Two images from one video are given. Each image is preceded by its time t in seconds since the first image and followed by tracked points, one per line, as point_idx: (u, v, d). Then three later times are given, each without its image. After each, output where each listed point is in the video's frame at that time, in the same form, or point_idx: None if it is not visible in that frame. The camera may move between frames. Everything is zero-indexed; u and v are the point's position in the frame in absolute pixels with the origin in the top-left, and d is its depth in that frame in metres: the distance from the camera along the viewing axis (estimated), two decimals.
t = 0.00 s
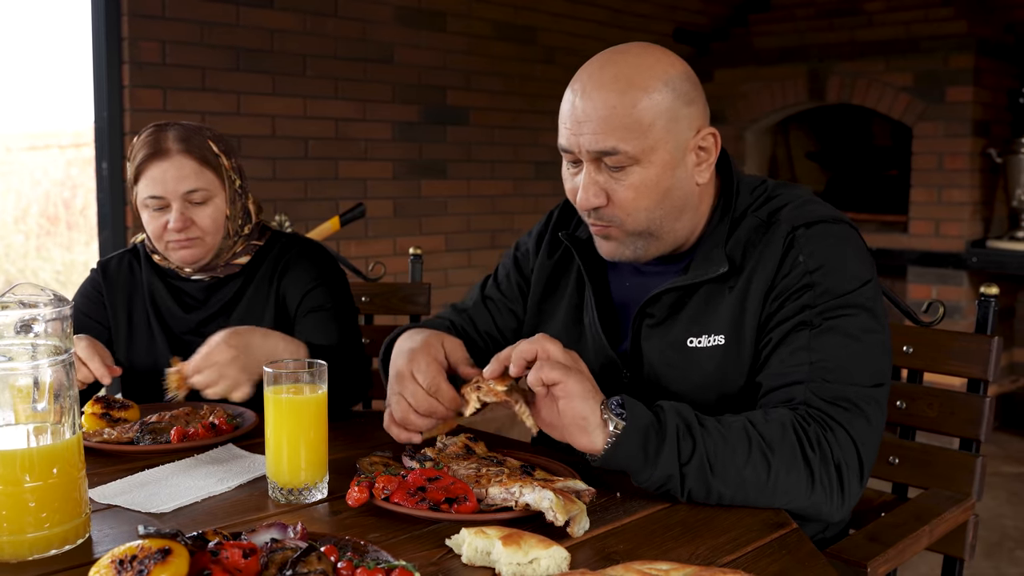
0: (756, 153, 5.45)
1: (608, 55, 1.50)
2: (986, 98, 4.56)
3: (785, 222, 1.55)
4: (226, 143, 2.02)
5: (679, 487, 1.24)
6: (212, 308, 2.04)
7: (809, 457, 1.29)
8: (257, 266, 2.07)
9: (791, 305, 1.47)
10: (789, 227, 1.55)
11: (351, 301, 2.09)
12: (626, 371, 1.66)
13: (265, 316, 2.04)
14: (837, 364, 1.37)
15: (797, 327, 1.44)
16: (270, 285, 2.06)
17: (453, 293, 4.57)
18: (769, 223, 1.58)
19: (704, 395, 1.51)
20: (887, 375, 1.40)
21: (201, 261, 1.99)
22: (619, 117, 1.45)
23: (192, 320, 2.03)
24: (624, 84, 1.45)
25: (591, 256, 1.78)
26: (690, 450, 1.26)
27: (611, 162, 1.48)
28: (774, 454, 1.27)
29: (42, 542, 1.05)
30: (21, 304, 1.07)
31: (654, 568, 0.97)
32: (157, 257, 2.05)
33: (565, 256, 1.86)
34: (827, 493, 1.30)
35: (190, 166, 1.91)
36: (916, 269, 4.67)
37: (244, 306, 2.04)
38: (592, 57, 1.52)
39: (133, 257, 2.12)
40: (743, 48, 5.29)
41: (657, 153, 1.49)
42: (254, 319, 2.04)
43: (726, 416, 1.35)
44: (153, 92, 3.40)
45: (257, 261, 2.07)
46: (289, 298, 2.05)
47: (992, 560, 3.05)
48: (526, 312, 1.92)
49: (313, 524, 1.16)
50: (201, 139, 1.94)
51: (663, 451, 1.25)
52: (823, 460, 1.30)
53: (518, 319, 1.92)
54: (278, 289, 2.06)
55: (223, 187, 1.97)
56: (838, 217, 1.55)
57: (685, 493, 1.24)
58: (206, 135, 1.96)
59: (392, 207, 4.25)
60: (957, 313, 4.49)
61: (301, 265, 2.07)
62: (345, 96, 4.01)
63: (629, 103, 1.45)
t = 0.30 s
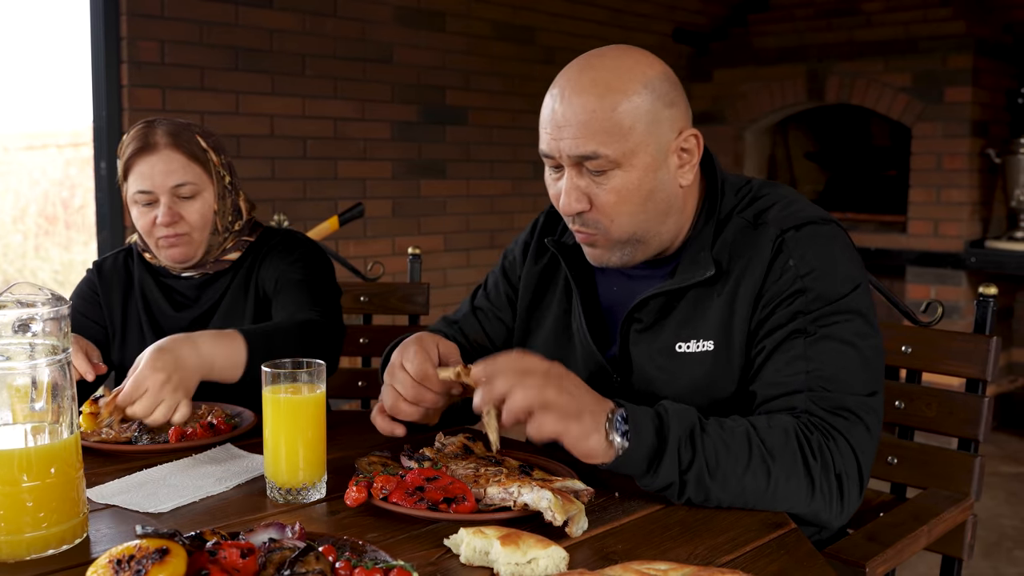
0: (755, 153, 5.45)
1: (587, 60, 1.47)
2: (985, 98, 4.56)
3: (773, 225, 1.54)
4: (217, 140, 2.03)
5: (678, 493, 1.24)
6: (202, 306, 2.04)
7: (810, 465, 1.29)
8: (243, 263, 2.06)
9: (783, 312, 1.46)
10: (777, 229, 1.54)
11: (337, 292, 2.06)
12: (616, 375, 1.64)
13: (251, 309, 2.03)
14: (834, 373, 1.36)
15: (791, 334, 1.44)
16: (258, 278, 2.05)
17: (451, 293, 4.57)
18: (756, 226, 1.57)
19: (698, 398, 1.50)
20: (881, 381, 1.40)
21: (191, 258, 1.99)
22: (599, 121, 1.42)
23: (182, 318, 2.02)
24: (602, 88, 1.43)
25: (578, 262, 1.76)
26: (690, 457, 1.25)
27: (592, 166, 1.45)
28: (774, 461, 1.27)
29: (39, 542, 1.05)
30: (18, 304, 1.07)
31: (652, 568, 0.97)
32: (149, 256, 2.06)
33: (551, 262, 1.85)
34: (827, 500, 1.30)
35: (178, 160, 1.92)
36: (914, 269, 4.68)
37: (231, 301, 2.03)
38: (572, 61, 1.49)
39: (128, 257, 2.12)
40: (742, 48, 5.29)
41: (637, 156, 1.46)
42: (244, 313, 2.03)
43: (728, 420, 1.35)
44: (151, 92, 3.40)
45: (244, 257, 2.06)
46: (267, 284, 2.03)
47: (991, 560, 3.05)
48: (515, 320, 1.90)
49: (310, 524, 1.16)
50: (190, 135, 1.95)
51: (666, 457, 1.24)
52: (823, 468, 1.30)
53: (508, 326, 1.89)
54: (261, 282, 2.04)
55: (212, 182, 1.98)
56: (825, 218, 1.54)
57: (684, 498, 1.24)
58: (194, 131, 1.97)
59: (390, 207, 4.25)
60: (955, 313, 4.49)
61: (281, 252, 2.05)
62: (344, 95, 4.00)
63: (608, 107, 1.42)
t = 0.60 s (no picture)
0: (753, 154, 5.45)
1: (568, 66, 1.44)
2: (983, 98, 4.56)
3: (764, 227, 1.53)
4: (201, 139, 2.02)
5: (678, 494, 1.24)
6: (192, 306, 2.03)
7: (813, 469, 1.29)
8: (233, 263, 2.06)
9: (778, 316, 1.45)
10: (768, 231, 1.53)
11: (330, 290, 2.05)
12: (607, 378, 1.63)
13: (241, 309, 2.03)
14: (834, 377, 1.36)
15: (787, 338, 1.43)
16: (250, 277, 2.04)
17: (449, 293, 4.56)
18: (745, 227, 1.56)
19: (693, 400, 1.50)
20: (877, 384, 1.40)
21: (179, 259, 1.99)
22: (582, 128, 1.39)
23: (171, 316, 2.02)
24: (584, 94, 1.40)
25: (564, 266, 1.74)
26: (691, 457, 1.25)
27: (577, 174, 1.42)
28: (775, 463, 1.27)
29: (36, 542, 1.04)
30: (15, 304, 1.07)
31: (649, 568, 0.97)
32: (138, 256, 2.05)
33: (539, 263, 1.83)
34: (828, 504, 1.30)
35: (161, 160, 1.91)
36: (913, 269, 4.68)
37: (221, 300, 2.03)
38: (553, 67, 1.46)
39: (121, 257, 2.12)
40: (740, 49, 5.29)
41: (623, 162, 1.43)
42: (234, 312, 2.03)
43: (734, 419, 1.34)
44: (150, 92, 3.39)
45: (234, 257, 2.06)
46: (258, 280, 2.03)
47: (989, 560, 3.05)
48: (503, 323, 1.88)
49: (307, 524, 1.16)
50: (174, 135, 1.94)
51: (667, 458, 1.24)
52: (825, 473, 1.30)
53: (497, 329, 1.88)
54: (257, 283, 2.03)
55: (196, 182, 1.97)
56: (816, 218, 1.54)
57: (682, 499, 1.24)
58: (178, 131, 1.95)
59: (388, 207, 4.25)
60: (954, 313, 4.48)
61: (271, 250, 2.05)
62: (342, 95, 4.00)
63: (592, 113, 1.39)
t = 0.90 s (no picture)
0: (752, 153, 5.45)
1: (558, 72, 1.44)
2: (982, 98, 4.56)
3: (757, 226, 1.53)
4: (198, 139, 2.02)
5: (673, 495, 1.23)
6: (190, 304, 2.03)
7: (808, 469, 1.28)
8: (231, 260, 2.05)
9: (772, 316, 1.45)
10: (761, 230, 1.53)
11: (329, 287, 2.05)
12: (602, 379, 1.63)
13: (240, 305, 2.02)
14: (829, 376, 1.36)
15: (781, 339, 1.43)
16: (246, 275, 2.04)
17: (448, 293, 4.56)
18: (738, 227, 1.56)
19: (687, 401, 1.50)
20: (874, 382, 1.39)
21: (178, 258, 1.99)
22: (573, 134, 1.39)
23: (170, 314, 2.02)
24: (575, 100, 1.39)
25: (558, 269, 1.73)
26: (684, 457, 1.25)
27: (569, 181, 1.41)
28: (770, 464, 1.27)
29: (33, 543, 1.04)
30: (12, 304, 1.06)
31: (648, 567, 0.96)
32: (137, 256, 2.04)
33: (533, 265, 1.82)
34: (825, 504, 1.30)
35: (159, 160, 1.91)
36: (912, 269, 4.67)
37: (220, 297, 2.02)
38: (542, 73, 1.46)
39: (118, 257, 2.11)
40: (739, 48, 5.29)
41: (615, 168, 1.43)
42: (234, 309, 2.02)
43: (727, 420, 1.34)
44: (148, 92, 3.39)
45: (232, 255, 2.05)
46: (257, 277, 2.02)
47: (989, 560, 3.04)
48: (499, 326, 1.88)
49: (306, 524, 1.15)
50: (170, 135, 1.94)
51: (659, 459, 1.24)
52: (821, 472, 1.29)
53: (492, 331, 1.87)
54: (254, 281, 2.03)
55: (194, 181, 1.97)
56: (810, 216, 1.54)
57: (678, 500, 1.24)
58: (174, 131, 1.95)
59: (387, 207, 4.25)
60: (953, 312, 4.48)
61: (269, 248, 2.04)
62: (341, 95, 4.00)
63: (582, 119, 1.39)
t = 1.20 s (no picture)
0: (751, 153, 5.46)
1: (557, 72, 1.44)
2: (981, 98, 4.56)
3: (755, 226, 1.53)
4: (195, 139, 2.01)
5: (669, 495, 1.23)
6: (190, 303, 2.03)
7: (803, 469, 1.28)
8: (232, 259, 2.05)
9: (769, 315, 1.45)
10: (759, 230, 1.53)
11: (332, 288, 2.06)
12: (600, 379, 1.63)
13: (244, 309, 2.02)
14: (825, 375, 1.35)
15: (778, 339, 1.43)
16: (247, 274, 2.04)
17: (447, 293, 4.56)
18: (737, 227, 1.56)
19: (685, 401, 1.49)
20: (872, 381, 1.39)
21: (175, 259, 1.98)
22: (573, 135, 1.38)
23: (169, 314, 2.01)
24: (575, 101, 1.39)
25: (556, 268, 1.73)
26: (679, 458, 1.25)
27: (568, 182, 1.41)
28: (765, 463, 1.26)
29: (30, 544, 1.04)
30: (9, 304, 1.06)
31: (647, 568, 0.96)
32: (135, 257, 2.04)
33: (531, 264, 1.82)
34: (822, 503, 1.30)
35: (157, 162, 1.90)
36: (911, 269, 4.67)
37: (221, 298, 2.02)
38: (542, 74, 1.46)
39: (115, 258, 2.11)
40: (738, 48, 5.30)
41: (614, 169, 1.42)
42: (235, 311, 2.02)
43: (722, 421, 1.34)
44: (146, 92, 3.38)
45: (232, 254, 2.06)
46: (264, 283, 2.02)
47: (987, 560, 3.04)
48: (497, 325, 1.87)
49: (304, 524, 1.15)
50: (167, 135, 1.93)
51: (654, 459, 1.24)
52: (817, 472, 1.29)
53: (490, 331, 1.87)
54: (255, 281, 2.03)
55: (192, 181, 1.96)
56: (808, 216, 1.54)
57: (675, 500, 1.23)
58: (171, 132, 1.94)
59: (386, 207, 4.24)
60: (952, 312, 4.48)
61: (273, 252, 2.05)
62: (339, 95, 4.00)
63: (582, 119, 1.39)
